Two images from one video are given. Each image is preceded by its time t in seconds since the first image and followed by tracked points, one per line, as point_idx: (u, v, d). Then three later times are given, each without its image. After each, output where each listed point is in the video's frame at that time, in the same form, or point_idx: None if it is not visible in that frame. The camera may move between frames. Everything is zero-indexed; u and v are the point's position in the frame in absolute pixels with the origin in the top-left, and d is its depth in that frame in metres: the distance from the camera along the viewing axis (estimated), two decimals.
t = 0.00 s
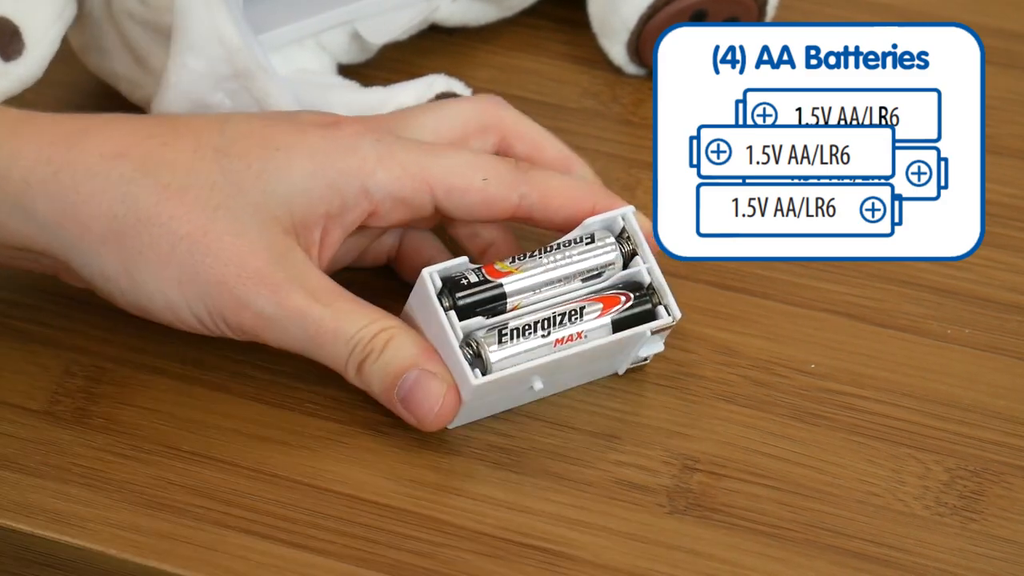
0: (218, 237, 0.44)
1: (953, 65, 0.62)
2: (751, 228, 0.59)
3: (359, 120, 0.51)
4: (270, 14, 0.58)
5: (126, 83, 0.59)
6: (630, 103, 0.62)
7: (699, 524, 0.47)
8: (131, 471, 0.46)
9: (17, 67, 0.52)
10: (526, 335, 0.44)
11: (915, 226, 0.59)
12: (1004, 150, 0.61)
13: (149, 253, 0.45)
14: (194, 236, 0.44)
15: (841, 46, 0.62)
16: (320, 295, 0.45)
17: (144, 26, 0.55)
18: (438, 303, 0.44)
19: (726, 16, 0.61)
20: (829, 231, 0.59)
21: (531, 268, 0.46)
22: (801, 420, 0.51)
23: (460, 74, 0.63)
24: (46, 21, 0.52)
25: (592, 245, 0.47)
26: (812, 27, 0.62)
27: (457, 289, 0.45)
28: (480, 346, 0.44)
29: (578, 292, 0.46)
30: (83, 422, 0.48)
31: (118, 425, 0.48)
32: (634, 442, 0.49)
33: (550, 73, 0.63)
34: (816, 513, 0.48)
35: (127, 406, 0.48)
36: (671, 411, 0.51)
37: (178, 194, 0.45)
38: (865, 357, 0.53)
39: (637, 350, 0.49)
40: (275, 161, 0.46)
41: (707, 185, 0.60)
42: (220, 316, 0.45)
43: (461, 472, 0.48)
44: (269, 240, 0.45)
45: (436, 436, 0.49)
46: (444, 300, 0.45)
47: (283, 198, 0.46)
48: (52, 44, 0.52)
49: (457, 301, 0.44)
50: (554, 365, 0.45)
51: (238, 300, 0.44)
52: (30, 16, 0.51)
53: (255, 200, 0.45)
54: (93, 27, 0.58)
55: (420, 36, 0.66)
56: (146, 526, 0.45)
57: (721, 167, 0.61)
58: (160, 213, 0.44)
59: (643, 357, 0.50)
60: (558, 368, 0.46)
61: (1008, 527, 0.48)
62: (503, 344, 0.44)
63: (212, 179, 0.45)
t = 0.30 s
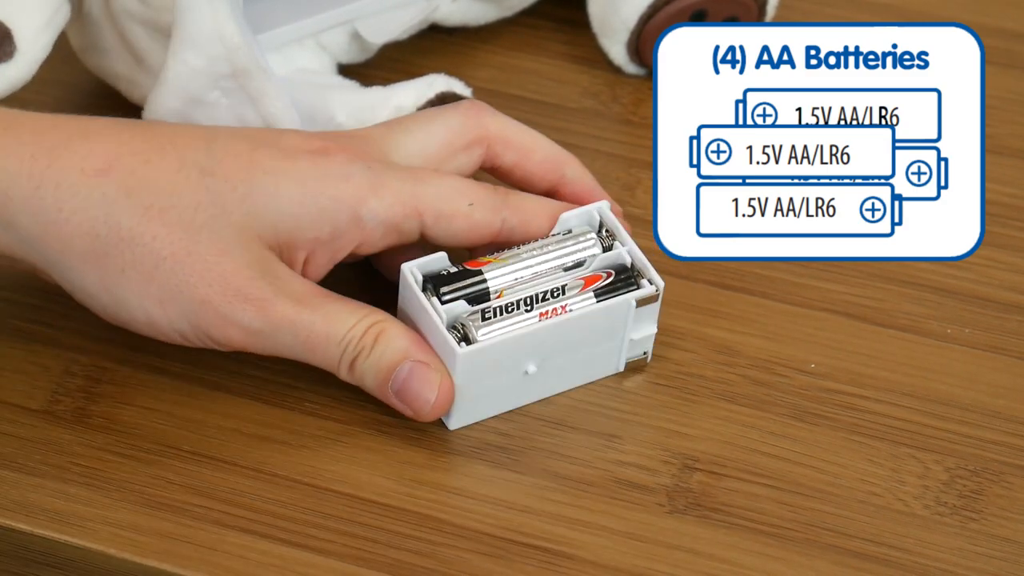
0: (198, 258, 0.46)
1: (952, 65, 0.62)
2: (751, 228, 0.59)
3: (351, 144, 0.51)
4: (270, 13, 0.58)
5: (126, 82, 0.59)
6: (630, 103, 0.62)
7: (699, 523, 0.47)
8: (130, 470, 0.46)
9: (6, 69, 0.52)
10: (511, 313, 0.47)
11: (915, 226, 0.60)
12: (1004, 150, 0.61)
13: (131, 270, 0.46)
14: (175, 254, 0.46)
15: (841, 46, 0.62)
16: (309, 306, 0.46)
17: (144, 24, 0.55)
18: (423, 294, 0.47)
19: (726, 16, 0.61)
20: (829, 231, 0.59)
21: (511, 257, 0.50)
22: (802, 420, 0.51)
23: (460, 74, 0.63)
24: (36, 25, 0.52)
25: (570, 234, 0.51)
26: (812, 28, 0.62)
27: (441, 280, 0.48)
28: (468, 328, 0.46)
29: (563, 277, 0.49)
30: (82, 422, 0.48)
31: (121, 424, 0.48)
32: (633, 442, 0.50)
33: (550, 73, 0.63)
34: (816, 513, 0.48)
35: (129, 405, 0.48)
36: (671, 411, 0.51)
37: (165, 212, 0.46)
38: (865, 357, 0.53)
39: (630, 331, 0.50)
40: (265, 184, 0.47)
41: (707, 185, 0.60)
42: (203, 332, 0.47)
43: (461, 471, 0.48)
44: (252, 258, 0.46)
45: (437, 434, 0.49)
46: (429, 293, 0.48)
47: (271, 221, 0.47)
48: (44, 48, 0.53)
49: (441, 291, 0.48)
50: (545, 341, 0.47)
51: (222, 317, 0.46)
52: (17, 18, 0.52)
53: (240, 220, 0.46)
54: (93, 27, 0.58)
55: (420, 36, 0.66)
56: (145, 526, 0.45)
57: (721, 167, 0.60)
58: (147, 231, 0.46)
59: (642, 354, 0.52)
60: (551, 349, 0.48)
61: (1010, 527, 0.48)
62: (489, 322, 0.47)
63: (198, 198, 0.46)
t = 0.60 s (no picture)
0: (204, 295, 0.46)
1: (953, 65, 0.61)
2: (751, 228, 0.59)
3: (345, 182, 0.51)
4: (271, 14, 0.58)
5: (126, 83, 0.59)
6: (630, 102, 0.62)
7: (699, 523, 0.47)
8: (130, 470, 0.46)
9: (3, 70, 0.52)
10: (513, 329, 0.49)
11: (915, 226, 0.60)
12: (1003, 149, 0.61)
13: (133, 308, 0.46)
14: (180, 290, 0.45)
15: (841, 46, 0.62)
16: (312, 342, 0.46)
17: (142, 25, 0.55)
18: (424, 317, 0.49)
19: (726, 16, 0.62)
20: (829, 231, 0.59)
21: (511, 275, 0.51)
22: (802, 419, 0.51)
23: (460, 74, 0.63)
24: (34, 26, 0.52)
25: (567, 252, 0.52)
26: (811, 28, 0.62)
27: (441, 303, 0.49)
28: (472, 346, 0.48)
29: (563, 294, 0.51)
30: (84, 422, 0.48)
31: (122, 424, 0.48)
32: (633, 442, 0.50)
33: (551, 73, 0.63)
34: (817, 512, 0.48)
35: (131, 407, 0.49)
36: (671, 411, 0.51)
37: (165, 249, 0.46)
38: (864, 356, 0.53)
39: (635, 344, 0.51)
40: (267, 221, 0.47)
41: (707, 185, 0.60)
42: (207, 369, 0.47)
43: (463, 472, 0.48)
44: (256, 294, 0.46)
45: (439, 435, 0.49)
46: (430, 316, 0.49)
47: (272, 258, 0.47)
48: (41, 48, 0.53)
49: (441, 313, 0.49)
50: (549, 351, 0.48)
51: (227, 353, 0.46)
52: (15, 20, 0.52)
53: (243, 259, 0.46)
54: (91, 27, 0.58)
55: (420, 36, 0.66)
56: (144, 526, 0.45)
57: (722, 167, 0.60)
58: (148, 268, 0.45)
59: (648, 369, 0.52)
60: (557, 362, 0.49)
61: (1014, 527, 0.48)
62: (492, 338, 0.48)
63: (200, 235, 0.46)
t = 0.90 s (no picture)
0: (168, 243, 0.44)
1: (953, 64, 0.57)
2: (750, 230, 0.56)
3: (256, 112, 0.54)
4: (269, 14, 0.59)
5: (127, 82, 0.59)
6: (630, 100, 0.61)
7: (699, 523, 0.47)
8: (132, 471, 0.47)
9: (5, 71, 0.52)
10: (513, 329, 0.51)
11: (915, 226, 0.56)
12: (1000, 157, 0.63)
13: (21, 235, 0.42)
14: (136, 232, 0.43)
15: (842, 45, 0.55)
16: (213, 280, 0.44)
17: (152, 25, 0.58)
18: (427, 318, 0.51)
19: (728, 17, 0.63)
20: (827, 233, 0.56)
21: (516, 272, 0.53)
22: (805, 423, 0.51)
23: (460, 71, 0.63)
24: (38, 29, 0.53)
25: (567, 253, 0.54)
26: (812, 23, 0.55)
27: (442, 303, 0.52)
28: (471, 346, 0.50)
29: (564, 292, 0.53)
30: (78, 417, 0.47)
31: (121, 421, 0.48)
32: (633, 441, 0.50)
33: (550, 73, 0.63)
34: (817, 512, 0.48)
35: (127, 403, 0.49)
36: (673, 410, 0.52)
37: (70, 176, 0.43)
38: (863, 357, 0.54)
39: (634, 344, 0.53)
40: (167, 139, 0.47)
41: (707, 185, 0.55)
42: (106, 304, 0.44)
43: (465, 471, 0.49)
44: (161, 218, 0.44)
45: (440, 435, 0.50)
46: (431, 317, 0.51)
47: (174, 175, 0.47)
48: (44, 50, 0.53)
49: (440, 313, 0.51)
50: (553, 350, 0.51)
51: (124, 284, 0.43)
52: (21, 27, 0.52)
53: (153, 182, 0.45)
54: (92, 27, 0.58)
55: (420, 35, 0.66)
56: (144, 525, 0.45)
57: (722, 167, 0.55)
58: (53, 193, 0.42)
59: (649, 369, 0.53)
60: (559, 359, 0.51)
61: (1014, 527, 0.47)
62: (491, 338, 0.51)
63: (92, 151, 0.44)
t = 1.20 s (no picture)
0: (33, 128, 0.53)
1: (953, 63, 0.56)
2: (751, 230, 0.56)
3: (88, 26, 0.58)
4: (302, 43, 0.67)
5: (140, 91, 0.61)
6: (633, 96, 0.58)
7: (699, 525, 0.48)
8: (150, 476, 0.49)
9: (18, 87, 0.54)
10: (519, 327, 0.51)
11: (915, 225, 0.57)
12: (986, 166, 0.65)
13: None
14: None
15: (841, 46, 0.54)
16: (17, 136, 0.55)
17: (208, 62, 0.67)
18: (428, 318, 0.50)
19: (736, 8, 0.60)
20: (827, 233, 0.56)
21: (494, 274, 0.51)
22: (806, 425, 0.53)
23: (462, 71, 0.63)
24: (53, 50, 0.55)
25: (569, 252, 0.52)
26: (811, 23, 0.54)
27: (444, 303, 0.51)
28: (474, 346, 0.50)
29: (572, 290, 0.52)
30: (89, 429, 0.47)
31: (155, 428, 0.47)
32: (636, 441, 0.52)
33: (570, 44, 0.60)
34: (815, 513, 0.49)
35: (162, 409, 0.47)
36: (677, 409, 0.54)
37: None
38: (859, 359, 0.56)
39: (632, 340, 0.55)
40: None
41: (708, 185, 0.55)
42: None
43: (472, 474, 0.51)
44: None
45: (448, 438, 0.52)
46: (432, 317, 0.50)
47: None
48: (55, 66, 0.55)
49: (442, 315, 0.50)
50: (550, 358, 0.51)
51: None
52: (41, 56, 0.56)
53: None
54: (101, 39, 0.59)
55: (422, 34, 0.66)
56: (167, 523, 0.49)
57: (722, 167, 0.55)
58: None
59: (648, 368, 0.55)
60: (557, 364, 0.52)
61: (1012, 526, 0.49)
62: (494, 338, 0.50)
63: None
